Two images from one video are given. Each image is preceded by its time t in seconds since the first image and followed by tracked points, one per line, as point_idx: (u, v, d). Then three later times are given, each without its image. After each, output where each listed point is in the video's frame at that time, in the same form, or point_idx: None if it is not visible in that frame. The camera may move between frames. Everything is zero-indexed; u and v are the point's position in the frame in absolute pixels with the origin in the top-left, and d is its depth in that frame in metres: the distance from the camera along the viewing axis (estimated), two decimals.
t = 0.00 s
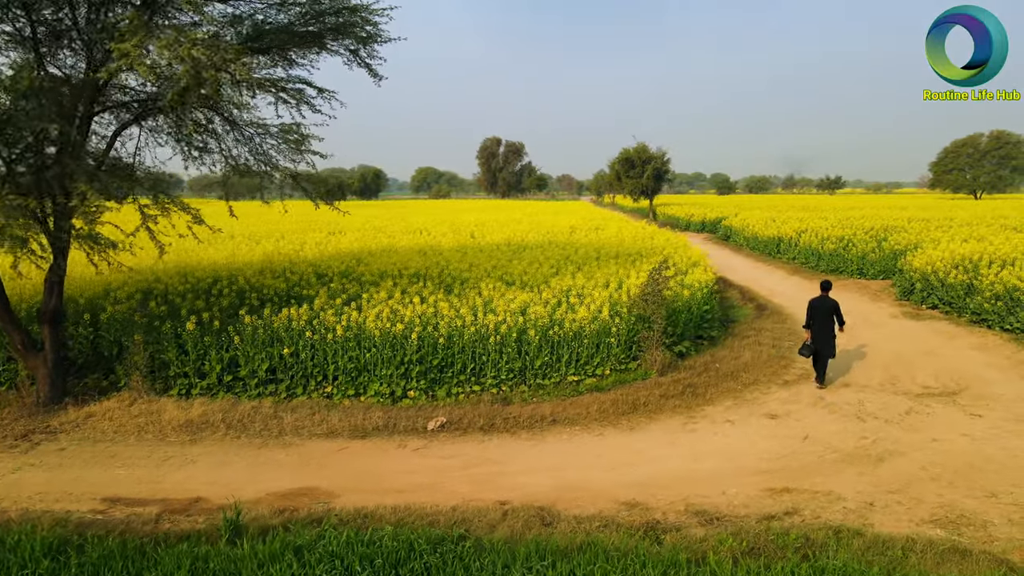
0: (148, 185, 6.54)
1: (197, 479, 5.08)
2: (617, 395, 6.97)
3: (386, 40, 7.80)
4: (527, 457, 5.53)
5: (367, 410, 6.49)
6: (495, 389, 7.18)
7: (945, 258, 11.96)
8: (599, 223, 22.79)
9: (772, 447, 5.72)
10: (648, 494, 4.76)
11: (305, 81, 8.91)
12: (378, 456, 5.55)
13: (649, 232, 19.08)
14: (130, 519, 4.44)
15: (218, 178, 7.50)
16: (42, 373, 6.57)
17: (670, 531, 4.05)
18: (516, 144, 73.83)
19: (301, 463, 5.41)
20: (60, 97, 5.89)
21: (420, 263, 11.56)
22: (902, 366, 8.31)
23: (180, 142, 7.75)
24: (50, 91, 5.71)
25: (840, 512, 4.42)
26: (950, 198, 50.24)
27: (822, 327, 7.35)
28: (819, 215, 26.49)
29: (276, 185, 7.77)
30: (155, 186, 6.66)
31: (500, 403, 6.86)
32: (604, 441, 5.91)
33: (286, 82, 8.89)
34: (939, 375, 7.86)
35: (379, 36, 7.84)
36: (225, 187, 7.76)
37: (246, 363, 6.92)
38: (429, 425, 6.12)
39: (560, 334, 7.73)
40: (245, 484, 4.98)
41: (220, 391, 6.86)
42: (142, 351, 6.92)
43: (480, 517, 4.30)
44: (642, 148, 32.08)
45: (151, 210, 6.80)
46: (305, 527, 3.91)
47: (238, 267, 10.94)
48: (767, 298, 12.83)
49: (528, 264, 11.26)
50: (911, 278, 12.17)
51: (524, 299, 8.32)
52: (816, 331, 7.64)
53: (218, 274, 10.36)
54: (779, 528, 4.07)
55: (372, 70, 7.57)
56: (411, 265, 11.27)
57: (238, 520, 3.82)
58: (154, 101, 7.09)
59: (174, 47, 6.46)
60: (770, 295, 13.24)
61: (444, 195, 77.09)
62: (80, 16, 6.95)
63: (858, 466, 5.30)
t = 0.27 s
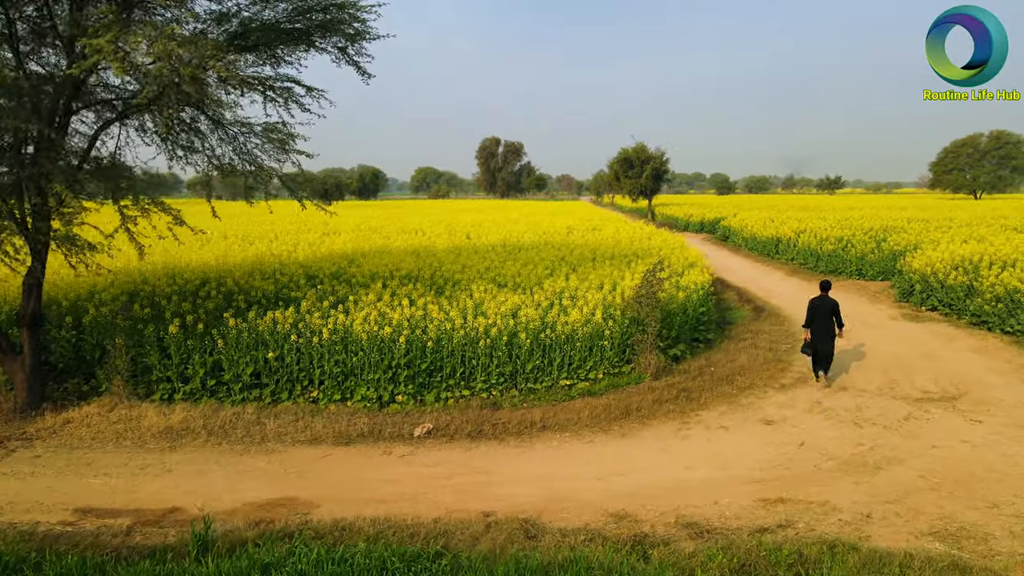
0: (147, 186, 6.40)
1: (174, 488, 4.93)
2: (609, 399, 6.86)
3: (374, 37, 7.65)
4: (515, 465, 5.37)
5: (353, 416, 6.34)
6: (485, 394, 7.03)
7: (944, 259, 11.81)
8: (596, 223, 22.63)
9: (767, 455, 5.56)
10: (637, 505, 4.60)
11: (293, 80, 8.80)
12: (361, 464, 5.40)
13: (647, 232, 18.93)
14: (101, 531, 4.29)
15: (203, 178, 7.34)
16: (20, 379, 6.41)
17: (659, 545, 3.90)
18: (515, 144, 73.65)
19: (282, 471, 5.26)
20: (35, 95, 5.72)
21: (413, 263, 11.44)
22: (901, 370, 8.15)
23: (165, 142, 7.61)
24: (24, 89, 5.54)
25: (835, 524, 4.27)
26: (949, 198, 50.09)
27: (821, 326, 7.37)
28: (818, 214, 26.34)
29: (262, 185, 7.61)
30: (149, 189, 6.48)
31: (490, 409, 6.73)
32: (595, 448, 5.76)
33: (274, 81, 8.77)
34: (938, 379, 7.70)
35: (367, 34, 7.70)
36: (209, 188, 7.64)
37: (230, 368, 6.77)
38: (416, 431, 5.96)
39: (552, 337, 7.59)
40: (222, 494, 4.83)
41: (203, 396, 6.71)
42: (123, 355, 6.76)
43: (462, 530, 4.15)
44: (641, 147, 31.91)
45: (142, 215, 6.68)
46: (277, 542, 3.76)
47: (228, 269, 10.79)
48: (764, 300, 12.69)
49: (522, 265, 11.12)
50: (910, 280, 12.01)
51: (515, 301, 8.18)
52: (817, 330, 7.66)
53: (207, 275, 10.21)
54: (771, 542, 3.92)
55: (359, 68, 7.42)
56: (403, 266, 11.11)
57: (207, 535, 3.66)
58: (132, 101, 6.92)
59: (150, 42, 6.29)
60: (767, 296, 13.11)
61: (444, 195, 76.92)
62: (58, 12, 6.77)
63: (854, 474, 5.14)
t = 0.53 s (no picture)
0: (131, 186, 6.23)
1: (148, 500, 4.75)
2: (603, 405, 6.68)
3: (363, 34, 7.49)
4: (503, 475, 5.20)
5: (338, 422, 6.16)
6: (475, 400, 6.85)
7: (946, 260, 11.62)
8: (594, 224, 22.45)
9: (764, 464, 5.38)
10: (628, 518, 4.43)
11: (281, 79, 8.63)
12: (344, 473, 5.22)
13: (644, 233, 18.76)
14: (68, 546, 4.12)
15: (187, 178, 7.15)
16: None
17: (649, 563, 3.72)
18: (514, 144, 73.47)
19: (262, 481, 5.08)
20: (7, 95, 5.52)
21: (407, 264, 11.27)
22: (902, 374, 7.97)
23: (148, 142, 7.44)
24: None
25: (833, 539, 4.09)
26: (950, 198, 49.91)
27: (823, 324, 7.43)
28: (818, 215, 26.17)
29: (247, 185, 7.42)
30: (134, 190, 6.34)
31: (480, 415, 6.55)
32: (587, 456, 5.58)
33: (262, 79, 8.61)
34: (940, 384, 7.53)
35: (355, 30, 7.54)
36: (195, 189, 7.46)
37: (214, 373, 6.59)
38: (402, 439, 5.77)
39: (545, 341, 7.42)
40: (198, 506, 4.65)
41: (186, 402, 6.54)
42: (103, 360, 6.59)
43: (444, 545, 3.98)
44: (640, 148, 31.74)
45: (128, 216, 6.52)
46: (248, 559, 3.58)
47: (218, 271, 10.62)
48: (762, 302, 12.52)
49: (516, 267, 10.95)
50: (911, 281, 11.84)
51: (508, 304, 8.01)
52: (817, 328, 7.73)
53: (196, 277, 10.04)
54: (767, 559, 3.74)
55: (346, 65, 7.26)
56: (395, 267, 10.93)
57: (174, 552, 3.49)
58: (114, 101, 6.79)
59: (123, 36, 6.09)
60: (766, 298, 12.93)
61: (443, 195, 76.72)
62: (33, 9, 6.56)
63: (854, 485, 4.97)
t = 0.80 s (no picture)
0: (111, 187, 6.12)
1: (121, 513, 4.56)
2: (597, 412, 6.50)
3: (351, 30, 7.33)
4: (492, 486, 5.01)
5: (323, 430, 5.96)
6: (466, 406, 6.66)
7: (948, 262, 11.43)
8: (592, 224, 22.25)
9: (762, 474, 5.19)
10: (621, 533, 4.24)
11: (269, 76, 8.45)
12: (328, 484, 5.03)
13: (643, 234, 18.57)
14: (33, 563, 3.92)
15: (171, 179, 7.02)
16: None
17: None
18: (513, 143, 73.27)
19: (242, 493, 4.89)
20: None
21: (400, 266, 11.08)
22: (904, 378, 7.79)
23: (131, 140, 7.25)
24: None
25: (836, 556, 3.90)
26: (950, 198, 49.72)
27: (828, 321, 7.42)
28: (817, 215, 25.98)
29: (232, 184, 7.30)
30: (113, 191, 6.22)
31: (471, 422, 6.36)
32: (579, 466, 5.39)
33: (249, 76, 8.43)
34: (943, 389, 7.34)
35: (344, 26, 7.40)
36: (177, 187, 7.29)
37: (196, 378, 6.39)
38: (388, 448, 5.57)
39: (538, 345, 7.24)
40: (172, 520, 4.46)
41: (168, 408, 6.35)
42: (83, 365, 6.39)
43: (427, 562, 3.79)
44: (639, 147, 31.53)
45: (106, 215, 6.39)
46: None
47: (207, 272, 10.43)
48: (762, 304, 12.32)
49: (511, 268, 10.78)
50: (913, 283, 11.66)
51: (500, 307, 7.82)
52: (821, 326, 7.76)
53: (184, 279, 9.85)
54: None
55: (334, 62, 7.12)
56: (388, 268, 10.74)
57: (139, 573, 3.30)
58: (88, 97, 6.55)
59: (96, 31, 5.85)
60: (766, 300, 12.74)
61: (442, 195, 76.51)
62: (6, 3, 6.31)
63: (857, 497, 4.78)
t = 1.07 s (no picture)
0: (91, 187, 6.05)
1: (92, 528, 4.36)
2: (592, 418, 6.30)
3: (340, 27, 7.14)
4: (481, 498, 4.80)
5: (307, 439, 5.75)
6: (458, 413, 6.46)
7: (952, 263, 11.24)
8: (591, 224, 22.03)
9: (764, 486, 4.99)
10: (616, 551, 4.04)
11: (256, 73, 8.23)
12: (310, 497, 4.83)
13: (641, 234, 18.36)
14: None
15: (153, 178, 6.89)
16: None
17: None
18: (513, 143, 73.06)
19: (220, 506, 4.69)
20: None
21: (393, 267, 10.86)
22: (909, 383, 7.58)
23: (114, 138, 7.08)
24: None
25: None
26: (951, 198, 49.53)
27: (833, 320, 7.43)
28: (818, 216, 25.78)
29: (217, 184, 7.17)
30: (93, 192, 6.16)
31: (462, 430, 6.16)
32: (573, 477, 5.19)
33: (236, 73, 8.20)
34: (949, 394, 7.14)
35: (332, 23, 7.21)
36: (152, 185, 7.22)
37: (178, 385, 6.19)
38: (375, 457, 5.36)
39: (532, 350, 7.04)
40: (145, 536, 4.26)
41: (148, 416, 6.14)
42: (61, 371, 6.18)
43: None
44: (638, 147, 31.28)
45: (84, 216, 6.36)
46: None
47: (196, 274, 10.22)
48: (763, 306, 12.11)
49: (506, 270, 10.58)
50: (916, 284, 11.46)
51: (493, 310, 7.62)
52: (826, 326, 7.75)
53: (172, 281, 9.65)
54: None
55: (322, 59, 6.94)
56: (381, 270, 10.54)
57: None
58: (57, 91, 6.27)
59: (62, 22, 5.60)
60: (766, 302, 12.52)
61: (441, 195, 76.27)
62: None
63: (862, 510, 4.57)
